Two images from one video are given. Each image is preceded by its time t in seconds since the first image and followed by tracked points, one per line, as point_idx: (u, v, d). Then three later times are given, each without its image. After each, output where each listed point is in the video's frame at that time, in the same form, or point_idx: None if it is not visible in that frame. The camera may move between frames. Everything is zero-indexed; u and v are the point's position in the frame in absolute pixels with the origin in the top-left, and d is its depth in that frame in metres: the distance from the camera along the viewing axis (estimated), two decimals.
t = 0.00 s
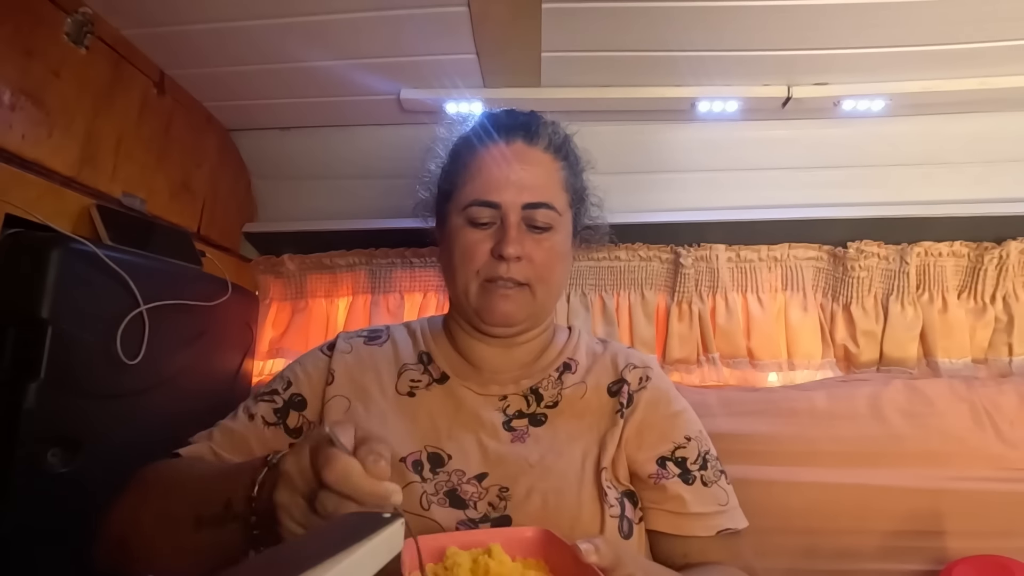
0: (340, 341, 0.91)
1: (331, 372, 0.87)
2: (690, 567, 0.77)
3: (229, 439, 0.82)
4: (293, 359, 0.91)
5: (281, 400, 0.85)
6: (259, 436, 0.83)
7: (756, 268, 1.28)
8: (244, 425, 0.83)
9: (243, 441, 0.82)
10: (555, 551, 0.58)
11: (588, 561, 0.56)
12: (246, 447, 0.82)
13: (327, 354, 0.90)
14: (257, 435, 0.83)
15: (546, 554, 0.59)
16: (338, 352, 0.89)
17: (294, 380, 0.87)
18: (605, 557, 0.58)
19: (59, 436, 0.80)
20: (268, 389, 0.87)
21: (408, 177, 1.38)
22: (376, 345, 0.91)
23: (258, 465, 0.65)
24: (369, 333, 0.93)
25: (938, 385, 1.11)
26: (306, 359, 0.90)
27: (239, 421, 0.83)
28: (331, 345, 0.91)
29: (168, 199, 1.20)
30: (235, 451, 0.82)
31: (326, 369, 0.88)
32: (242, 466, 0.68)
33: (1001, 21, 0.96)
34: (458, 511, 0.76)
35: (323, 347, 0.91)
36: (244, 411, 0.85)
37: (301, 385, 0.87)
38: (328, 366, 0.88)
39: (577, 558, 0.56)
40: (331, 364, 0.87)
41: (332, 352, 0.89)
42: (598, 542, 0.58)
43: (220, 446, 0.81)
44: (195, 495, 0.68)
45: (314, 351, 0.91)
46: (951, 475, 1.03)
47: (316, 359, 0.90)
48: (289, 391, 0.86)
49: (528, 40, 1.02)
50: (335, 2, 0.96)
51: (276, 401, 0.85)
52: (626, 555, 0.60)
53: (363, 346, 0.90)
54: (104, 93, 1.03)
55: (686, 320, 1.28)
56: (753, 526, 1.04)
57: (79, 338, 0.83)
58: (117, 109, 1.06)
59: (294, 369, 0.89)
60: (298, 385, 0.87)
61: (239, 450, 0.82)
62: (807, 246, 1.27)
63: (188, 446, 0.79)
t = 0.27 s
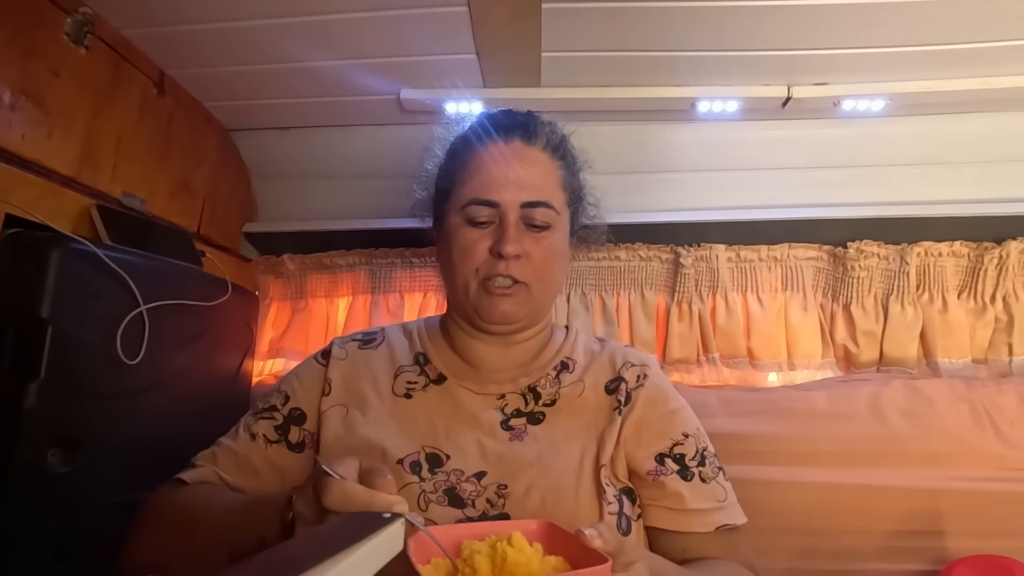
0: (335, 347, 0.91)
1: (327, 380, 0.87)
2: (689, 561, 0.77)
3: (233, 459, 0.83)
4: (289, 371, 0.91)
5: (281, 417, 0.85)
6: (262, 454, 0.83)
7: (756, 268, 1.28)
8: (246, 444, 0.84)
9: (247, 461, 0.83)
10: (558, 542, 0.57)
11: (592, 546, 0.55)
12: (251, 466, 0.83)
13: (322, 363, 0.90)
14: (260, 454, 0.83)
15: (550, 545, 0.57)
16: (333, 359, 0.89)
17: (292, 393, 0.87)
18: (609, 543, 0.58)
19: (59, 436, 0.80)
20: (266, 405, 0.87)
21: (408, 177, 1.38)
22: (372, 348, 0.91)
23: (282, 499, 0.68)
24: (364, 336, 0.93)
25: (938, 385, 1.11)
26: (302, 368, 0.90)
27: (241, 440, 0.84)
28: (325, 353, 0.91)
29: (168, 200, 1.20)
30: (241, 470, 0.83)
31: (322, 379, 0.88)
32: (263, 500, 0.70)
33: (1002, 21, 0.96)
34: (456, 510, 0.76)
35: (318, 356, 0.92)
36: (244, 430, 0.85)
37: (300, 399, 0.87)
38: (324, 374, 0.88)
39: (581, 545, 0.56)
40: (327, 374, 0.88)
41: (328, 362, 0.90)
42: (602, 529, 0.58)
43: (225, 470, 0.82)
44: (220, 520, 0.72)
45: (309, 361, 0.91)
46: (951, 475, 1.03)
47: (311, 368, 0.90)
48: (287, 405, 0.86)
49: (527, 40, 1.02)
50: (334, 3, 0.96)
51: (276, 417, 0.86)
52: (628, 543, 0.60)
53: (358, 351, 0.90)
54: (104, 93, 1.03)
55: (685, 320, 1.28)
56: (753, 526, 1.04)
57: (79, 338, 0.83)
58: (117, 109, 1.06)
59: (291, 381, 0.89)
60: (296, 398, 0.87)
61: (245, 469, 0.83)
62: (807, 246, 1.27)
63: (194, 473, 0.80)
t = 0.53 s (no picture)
0: (333, 349, 0.91)
1: (325, 381, 0.87)
2: (687, 560, 0.77)
3: (232, 461, 0.83)
4: (288, 373, 0.91)
5: (279, 419, 0.85)
6: (261, 456, 0.83)
7: (756, 268, 1.28)
8: (245, 445, 0.83)
9: (245, 463, 0.83)
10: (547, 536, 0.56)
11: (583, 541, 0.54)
12: (249, 467, 0.82)
13: (320, 364, 0.90)
14: (259, 456, 0.83)
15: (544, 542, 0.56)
16: (331, 360, 0.89)
17: (291, 395, 0.87)
18: (601, 539, 0.56)
19: (59, 436, 0.80)
20: (263, 407, 0.87)
21: (407, 177, 1.38)
22: (370, 350, 0.91)
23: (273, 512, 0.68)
24: (362, 338, 0.93)
25: (938, 385, 1.11)
26: (300, 370, 0.90)
27: (240, 441, 0.84)
28: (323, 355, 0.91)
29: (168, 200, 1.20)
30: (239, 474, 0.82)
31: (319, 380, 0.88)
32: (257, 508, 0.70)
33: (1003, 22, 0.96)
34: (455, 509, 0.76)
35: (316, 358, 0.92)
36: (243, 432, 0.85)
37: (298, 401, 0.87)
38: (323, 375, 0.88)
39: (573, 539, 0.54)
40: (325, 375, 0.88)
41: (326, 363, 0.90)
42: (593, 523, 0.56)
43: (223, 474, 0.82)
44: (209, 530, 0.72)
45: (307, 362, 0.91)
46: (950, 475, 1.03)
47: (309, 369, 0.90)
48: (285, 407, 0.86)
49: (527, 40, 1.02)
50: (335, 2, 0.96)
51: (274, 419, 0.86)
52: (620, 538, 0.57)
53: (356, 352, 0.90)
54: (104, 93, 1.03)
55: (685, 320, 1.28)
56: (752, 526, 1.04)
57: (79, 338, 0.83)
58: (117, 108, 1.06)
59: (289, 382, 0.89)
60: (294, 400, 0.87)
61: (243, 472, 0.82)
62: (807, 246, 1.27)
63: (189, 477, 0.80)
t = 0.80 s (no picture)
0: (330, 349, 0.91)
1: (322, 381, 0.87)
2: (686, 560, 0.77)
3: (225, 458, 0.83)
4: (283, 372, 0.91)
5: (272, 417, 0.85)
6: (253, 454, 0.83)
7: (756, 268, 1.28)
8: (238, 443, 0.84)
9: (238, 460, 0.83)
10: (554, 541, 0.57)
11: (586, 546, 0.53)
12: (241, 465, 0.83)
13: (316, 365, 0.90)
14: (251, 453, 0.83)
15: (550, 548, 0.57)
16: (328, 360, 0.89)
17: (285, 395, 0.87)
18: (603, 544, 0.55)
19: (59, 436, 0.80)
20: (258, 406, 0.87)
21: (407, 177, 1.38)
22: (368, 350, 0.91)
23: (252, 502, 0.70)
24: (359, 340, 0.93)
25: (938, 385, 1.11)
26: (296, 370, 0.90)
27: (233, 439, 0.84)
28: (322, 355, 0.91)
29: (168, 200, 1.20)
30: (231, 470, 0.83)
31: (315, 380, 0.88)
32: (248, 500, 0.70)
33: (1003, 21, 0.96)
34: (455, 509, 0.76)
35: (312, 358, 0.92)
36: (236, 429, 0.85)
37: (291, 400, 0.87)
38: (320, 376, 0.88)
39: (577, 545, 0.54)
40: (322, 375, 0.88)
41: (323, 363, 0.90)
42: (596, 527, 0.55)
43: (215, 469, 0.82)
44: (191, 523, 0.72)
45: (305, 362, 0.91)
46: (951, 475, 1.03)
47: (305, 369, 0.90)
48: (279, 405, 0.86)
49: (527, 40, 1.02)
50: (335, 2, 0.96)
51: (267, 417, 0.85)
52: (625, 544, 0.57)
53: (354, 352, 0.91)
54: (104, 93, 1.03)
55: (685, 320, 1.28)
56: (752, 526, 1.04)
57: (79, 338, 0.83)
58: (117, 108, 1.06)
59: (284, 382, 0.88)
60: (288, 400, 0.87)
61: (234, 468, 0.83)
62: (807, 246, 1.27)
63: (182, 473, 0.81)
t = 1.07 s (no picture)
0: (330, 350, 0.91)
1: (322, 382, 0.87)
2: (685, 560, 0.77)
3: (225, 459, 0.83)
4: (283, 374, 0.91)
5: (272, 420, 0.85)
6: (253, 456, 0.83)
7: (756, 268, 1.28)
8: (238, 445, 0.84)
9: (238, 462, 0.83)
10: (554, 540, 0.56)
11: (586, 540, 0.53)
12: (240, 467, 0.83)
13: (315, 367, 0.90)
14: (250, 455, 0.83)
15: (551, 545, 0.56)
16: (328, 361, 0.89)
17: (285, 396, 0.87)
18: (604, 539, 0.54)
19: (59, 436, 0.80)
20: (258, 408, 0.87)
21: (407, 177, 1.38)
22: (367, 351, 0.91)
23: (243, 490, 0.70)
24: (359, 340, 0.94)
25: (938, 385, 1.11)
26: (295, 371, 0.90)
27: (233, 441, 0.84)
28: (321, 355, 0.91)
29: (168, 200, 1.20)
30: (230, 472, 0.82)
31: (315, 382, 0.88)
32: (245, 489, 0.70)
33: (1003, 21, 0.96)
34: (455, 509, 0.76)
35: (312, 359, 0.92)
36: (236, 431, 0.85)
37: (291, 402, 0.87)
38: (319, 376, 0.88)
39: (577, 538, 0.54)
40: (322, 376, 0.88)
41: (323, 365, 0.89)
42: (597, 522, 0.55)
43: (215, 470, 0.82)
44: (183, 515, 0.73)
45: (304, 363, 0.91)
46: (950, 475, 1.03)
47: (305, 371, 0.90)
48: (280, 408, 0.86)
49: (527, 40, 1.02)
50: (335, 3, 0.96)
51: (268, 420, 0.85)
52: (625, 541, 0.57)
53: (354, 353, 0.91)
54: (104, 93, 1.03)
55: (685, 320, 1.28)
56: (752, 526, 1.04)
57: (79, 338, 0.83)
58: (117, 108, 1.06)
59: (284, 383, 0.89)
60: (289, 402, 0.87)
61: (233, 470, 0.83)
62: (807, 246, 1.27)
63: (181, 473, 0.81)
